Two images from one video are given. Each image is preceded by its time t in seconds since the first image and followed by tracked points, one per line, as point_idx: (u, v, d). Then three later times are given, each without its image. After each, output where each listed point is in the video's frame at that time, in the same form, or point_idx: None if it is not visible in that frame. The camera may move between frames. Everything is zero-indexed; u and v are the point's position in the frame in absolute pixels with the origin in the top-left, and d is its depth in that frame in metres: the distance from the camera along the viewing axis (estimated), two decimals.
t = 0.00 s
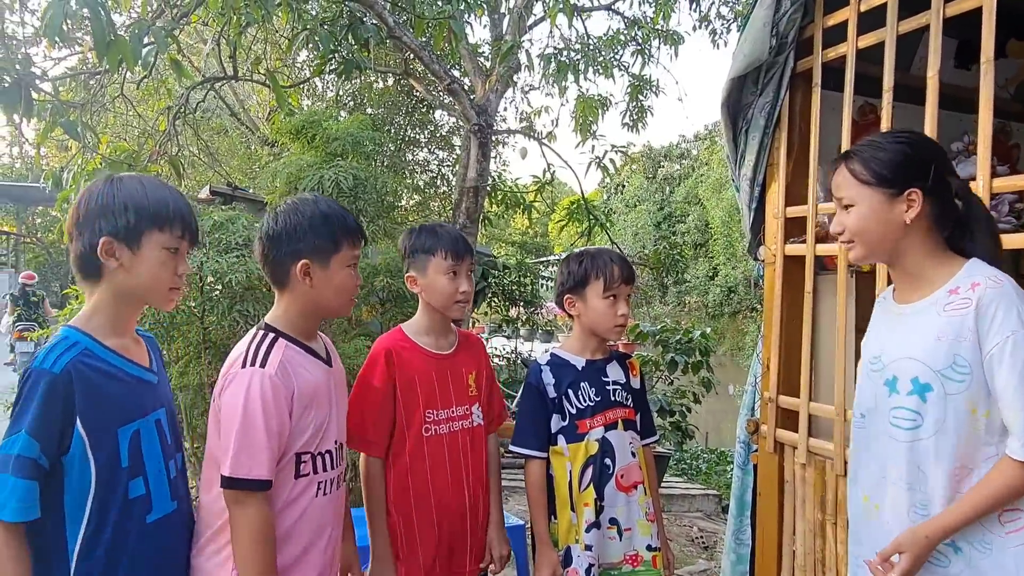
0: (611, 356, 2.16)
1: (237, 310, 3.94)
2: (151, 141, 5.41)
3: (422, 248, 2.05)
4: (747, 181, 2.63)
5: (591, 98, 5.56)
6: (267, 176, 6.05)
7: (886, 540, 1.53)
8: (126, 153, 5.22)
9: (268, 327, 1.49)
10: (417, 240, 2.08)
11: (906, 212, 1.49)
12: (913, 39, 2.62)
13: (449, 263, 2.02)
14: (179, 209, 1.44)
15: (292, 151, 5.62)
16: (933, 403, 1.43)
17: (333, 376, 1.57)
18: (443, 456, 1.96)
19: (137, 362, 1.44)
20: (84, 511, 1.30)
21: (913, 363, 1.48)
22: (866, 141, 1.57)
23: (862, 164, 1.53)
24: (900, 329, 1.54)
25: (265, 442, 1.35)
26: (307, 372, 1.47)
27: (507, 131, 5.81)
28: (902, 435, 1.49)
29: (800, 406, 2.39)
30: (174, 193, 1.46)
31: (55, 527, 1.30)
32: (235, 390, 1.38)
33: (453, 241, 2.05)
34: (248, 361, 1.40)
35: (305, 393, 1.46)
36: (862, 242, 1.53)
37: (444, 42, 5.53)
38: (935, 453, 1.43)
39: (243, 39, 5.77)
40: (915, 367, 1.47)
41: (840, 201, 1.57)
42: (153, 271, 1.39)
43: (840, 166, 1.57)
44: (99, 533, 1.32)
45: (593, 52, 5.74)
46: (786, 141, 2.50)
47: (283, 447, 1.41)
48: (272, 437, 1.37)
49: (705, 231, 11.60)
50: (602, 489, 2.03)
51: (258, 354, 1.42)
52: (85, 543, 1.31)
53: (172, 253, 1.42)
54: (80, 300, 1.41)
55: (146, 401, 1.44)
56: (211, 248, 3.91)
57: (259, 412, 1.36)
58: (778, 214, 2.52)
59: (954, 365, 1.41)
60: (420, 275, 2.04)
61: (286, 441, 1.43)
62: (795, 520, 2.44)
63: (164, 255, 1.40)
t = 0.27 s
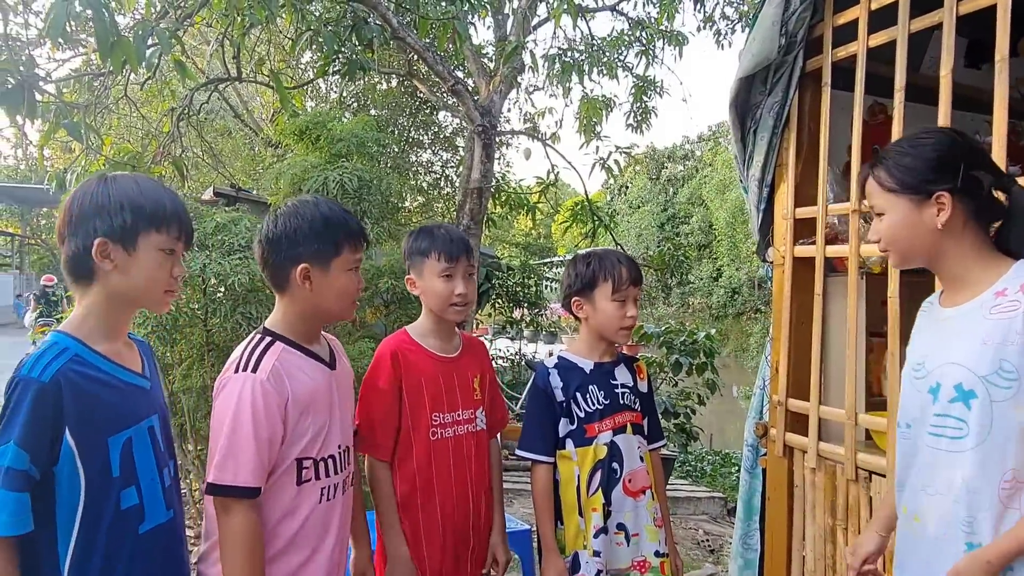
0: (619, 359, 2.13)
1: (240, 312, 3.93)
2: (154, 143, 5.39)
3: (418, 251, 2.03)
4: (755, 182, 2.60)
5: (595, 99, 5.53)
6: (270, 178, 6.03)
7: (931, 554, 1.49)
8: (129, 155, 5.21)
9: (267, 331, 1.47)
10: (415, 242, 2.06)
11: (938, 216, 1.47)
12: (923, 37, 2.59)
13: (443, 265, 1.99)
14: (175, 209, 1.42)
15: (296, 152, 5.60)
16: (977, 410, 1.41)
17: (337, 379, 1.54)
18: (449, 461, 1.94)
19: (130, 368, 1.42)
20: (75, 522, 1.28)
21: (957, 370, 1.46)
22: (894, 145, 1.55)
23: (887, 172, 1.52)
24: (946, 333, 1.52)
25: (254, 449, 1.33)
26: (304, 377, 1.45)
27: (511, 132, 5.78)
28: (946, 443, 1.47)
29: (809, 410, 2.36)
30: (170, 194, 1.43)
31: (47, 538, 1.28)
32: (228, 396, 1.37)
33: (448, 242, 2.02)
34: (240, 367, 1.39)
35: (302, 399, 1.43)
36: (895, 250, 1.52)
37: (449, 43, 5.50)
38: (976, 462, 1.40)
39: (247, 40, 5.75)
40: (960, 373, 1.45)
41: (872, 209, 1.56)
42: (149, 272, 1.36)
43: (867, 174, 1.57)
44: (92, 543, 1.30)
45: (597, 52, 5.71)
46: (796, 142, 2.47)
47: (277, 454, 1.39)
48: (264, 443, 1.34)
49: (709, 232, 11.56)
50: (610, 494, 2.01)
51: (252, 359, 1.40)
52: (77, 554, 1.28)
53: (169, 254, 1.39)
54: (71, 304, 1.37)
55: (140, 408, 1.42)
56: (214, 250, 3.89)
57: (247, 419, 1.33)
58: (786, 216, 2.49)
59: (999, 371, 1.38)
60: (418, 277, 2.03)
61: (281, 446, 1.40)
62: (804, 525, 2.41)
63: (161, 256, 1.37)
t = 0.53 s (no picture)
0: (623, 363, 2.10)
1: (240, 314, 3.90)
2: (156, 143, 5.35)
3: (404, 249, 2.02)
4: (761, 182, 2.55)
5: (598, 99, 5.49)
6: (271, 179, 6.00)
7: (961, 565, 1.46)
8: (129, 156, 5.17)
9: (255, 337, 1.44)
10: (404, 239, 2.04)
11: (970, 216, 1.44)
12: (932, 35, 2.54)
13: (422, 264, 1.97)
14: (161, 210, 1.38)
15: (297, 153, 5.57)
16: (1006, 416, 1.39)
17: (330, 382, 1.53)
18: (435, 466, 1.93)
19: (106, 376, 1.35)
20: (41, 539, 1.22)
21: (988, 376, 1.45)
22: (923, 145, 1.53)
23: (916, 172, 1.50)
24: (976, 339, 1.51)
25: (255, 459, 1.31)
26: (300, 381, 1.43)
27: (514, 132, 5.74)
28: (975, 452, 1.45)
29: (817, 414, 2.32)
30: (157, 195, 1.39)
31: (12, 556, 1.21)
32: (225, 405, 1.34)
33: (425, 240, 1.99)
34: (235, 375, 1.36)
35: (299, 404, 1.42)
36: (928, 252, 1.50)
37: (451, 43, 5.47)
38: (1004, 471, 1.38)
39: (248, 41, 5.73)
40: (990, 379, 1.44)
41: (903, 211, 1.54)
42: (132, 274, 1.32)
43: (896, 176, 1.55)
44: (61, 561, 1.24)
45: (601, 52, 5.68)
46: (803, 141, 2.43)
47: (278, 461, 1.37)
48: (265, 452, 1.33)
49: (712, 233, 11.52)
50: (616, 501, 1.97)
51: (246, 366, 1.38)
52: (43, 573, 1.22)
53: (154, 257, 1.35)
54: (50, 307, 1.33)
55: (117, 417, 1.36)
56: (214, 251, 3.86)
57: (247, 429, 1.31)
58: (794, 216, 2.45)
59: None
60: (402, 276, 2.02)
61: (282, 453, 1.39)
62: (813, 531, 2.37)
63: (145, 259, 1.34)
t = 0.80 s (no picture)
0: (628, 366, 2.04)
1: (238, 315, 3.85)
2: (156, 143, 5.30)
3: (405, 247, 1.98)
4: (768, 180, 2.50)
5: (601, 99, 5.43)
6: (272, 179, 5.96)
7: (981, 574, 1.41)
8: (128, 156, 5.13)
9: (238, 338, 1.39)
10: (400, 238, 2.01)
11: (998, 211, 1.38)
12: (944, 29, 2.48)
13: (434, 263, 1.95)
14: (139, 206, 1.33)
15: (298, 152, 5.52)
16: None
17: (319, 382, 1.49)
18: (425, 470, 1.89)
19: (78, 381, 1.29)
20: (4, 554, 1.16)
21: (1010, 377, 1.39)
22: (949, 136, 1.47)
23: (941, 163, 1.44)
24: (999, 339, 1.45)
25: (253, 464, 1.26)
26: (290, 382, 1.38)
27: (517, 132, 5.68)
28: (996, 456, 1.40)
29: (827, 418, 2.26)
30: (134, 190, 1.34)
31: None
32: (214, 410, 1.28)
33: (437, 240, 1.98)
34: (224, 378, 1.31)
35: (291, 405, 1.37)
36: (952, 249, 1.44)
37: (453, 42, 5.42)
38: None
39: (249, 40, 5.68)
40: (1012, 381, 1.38)
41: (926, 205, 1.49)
42: (111, 273, 1.27)
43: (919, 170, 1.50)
44: None
45: (604, 51, 5.61)
46: (811, 138, 2.37)
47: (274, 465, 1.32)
48: (261, 457, 1.28)
49: (716, 233, 11.44)
50: (622, 509, 1.91)
51: (233, 368, 1.32)
52: None
53: (133, 254, 1.30)
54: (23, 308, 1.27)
55: (90, 424, 1.29)
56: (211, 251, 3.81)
57: (242, 432, 1.26)
58: (801, 215, 2.39)
59: None
60: (401, 274, 1.97)
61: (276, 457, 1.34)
62: (822, 537, 2.31)
63: (124, 257, 1.28)
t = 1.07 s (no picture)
0: (635, 365, 1.98)
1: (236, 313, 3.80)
2: (155, 142, 5.27)
3: (403, 242, 1.92)
4: (775, 173, 2.43)
5: (605, 97, 5.37)
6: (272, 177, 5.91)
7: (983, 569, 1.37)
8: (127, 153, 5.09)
9: (216, 335, 1.33)
10: (396, 233, 1.95)
11: (1018, 199, 1.31)
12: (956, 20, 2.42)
13: (432, 258, 1.90)
14: (108, 192, 1.27)
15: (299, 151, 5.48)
16: None
17: (303, 382, 1.42)
18: (423, 474, 1.82)
19: (48, 380, 1.23)
20: None
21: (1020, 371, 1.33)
22: (970, 121, 1.40)
23: (961, 146, 1.37)
24: (1011, 332, 1.39)
25: (226, 472, 1.20)
26: (270, 384, 1.32)
27: (520, 130, 5.63)
28: (1004, 453, 1.34)
29: (836, 418, 2.19)
30: (104, 176, 1.28)
31: None
32: (183, 413, 1.22)
33: (437, 234, 1.93)
34: (196, 380, 1.24)
35: (270, 409, 1.31)
36: (966, 236, 1.37)
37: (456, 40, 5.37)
38: None
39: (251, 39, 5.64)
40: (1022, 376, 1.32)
41: (942, 189, 1.42)
42: (80, 264, 1.21)
43: (937, 152, 1.43)
44: None
45: (608, 49, 5.55)
46: (820, 130, 2.31)
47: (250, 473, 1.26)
48: (235, 464, 1.22)
49: (721, 233, 11.37)
50: (630, 516, 1.85)
51: (207, 368, 1.26)
52: None
53: (103, 244, 1.24)
54: None
55: (60, 426, 1.23)
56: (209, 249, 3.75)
57: (215, 438, 1.20)
58: (809, 209, 2.33)
59: None
60: (398, 270, 1.90)
61: (253, 465, 1.27)
62: (831, 541, 2.25)
63: (94, 246, 1.23)
